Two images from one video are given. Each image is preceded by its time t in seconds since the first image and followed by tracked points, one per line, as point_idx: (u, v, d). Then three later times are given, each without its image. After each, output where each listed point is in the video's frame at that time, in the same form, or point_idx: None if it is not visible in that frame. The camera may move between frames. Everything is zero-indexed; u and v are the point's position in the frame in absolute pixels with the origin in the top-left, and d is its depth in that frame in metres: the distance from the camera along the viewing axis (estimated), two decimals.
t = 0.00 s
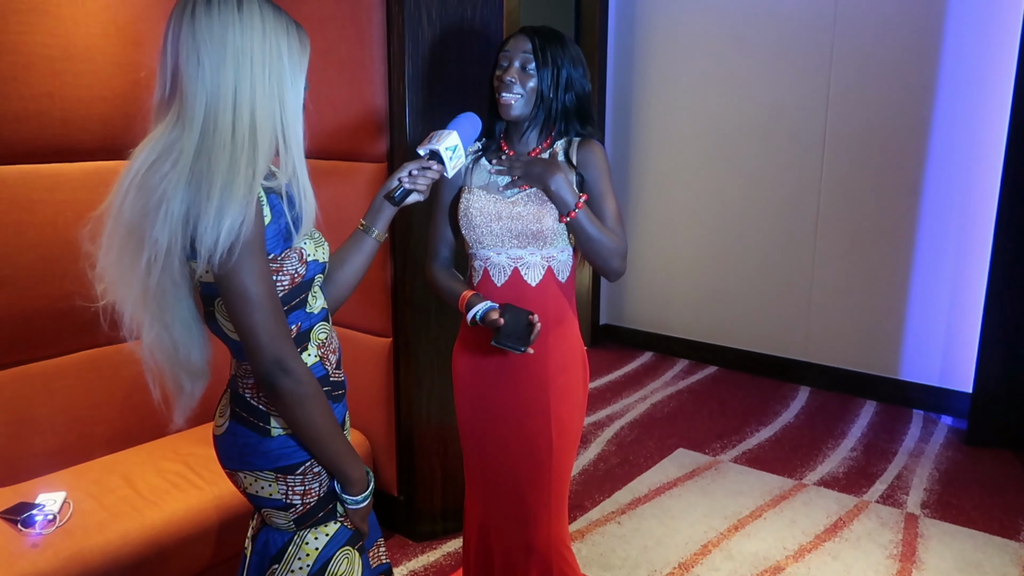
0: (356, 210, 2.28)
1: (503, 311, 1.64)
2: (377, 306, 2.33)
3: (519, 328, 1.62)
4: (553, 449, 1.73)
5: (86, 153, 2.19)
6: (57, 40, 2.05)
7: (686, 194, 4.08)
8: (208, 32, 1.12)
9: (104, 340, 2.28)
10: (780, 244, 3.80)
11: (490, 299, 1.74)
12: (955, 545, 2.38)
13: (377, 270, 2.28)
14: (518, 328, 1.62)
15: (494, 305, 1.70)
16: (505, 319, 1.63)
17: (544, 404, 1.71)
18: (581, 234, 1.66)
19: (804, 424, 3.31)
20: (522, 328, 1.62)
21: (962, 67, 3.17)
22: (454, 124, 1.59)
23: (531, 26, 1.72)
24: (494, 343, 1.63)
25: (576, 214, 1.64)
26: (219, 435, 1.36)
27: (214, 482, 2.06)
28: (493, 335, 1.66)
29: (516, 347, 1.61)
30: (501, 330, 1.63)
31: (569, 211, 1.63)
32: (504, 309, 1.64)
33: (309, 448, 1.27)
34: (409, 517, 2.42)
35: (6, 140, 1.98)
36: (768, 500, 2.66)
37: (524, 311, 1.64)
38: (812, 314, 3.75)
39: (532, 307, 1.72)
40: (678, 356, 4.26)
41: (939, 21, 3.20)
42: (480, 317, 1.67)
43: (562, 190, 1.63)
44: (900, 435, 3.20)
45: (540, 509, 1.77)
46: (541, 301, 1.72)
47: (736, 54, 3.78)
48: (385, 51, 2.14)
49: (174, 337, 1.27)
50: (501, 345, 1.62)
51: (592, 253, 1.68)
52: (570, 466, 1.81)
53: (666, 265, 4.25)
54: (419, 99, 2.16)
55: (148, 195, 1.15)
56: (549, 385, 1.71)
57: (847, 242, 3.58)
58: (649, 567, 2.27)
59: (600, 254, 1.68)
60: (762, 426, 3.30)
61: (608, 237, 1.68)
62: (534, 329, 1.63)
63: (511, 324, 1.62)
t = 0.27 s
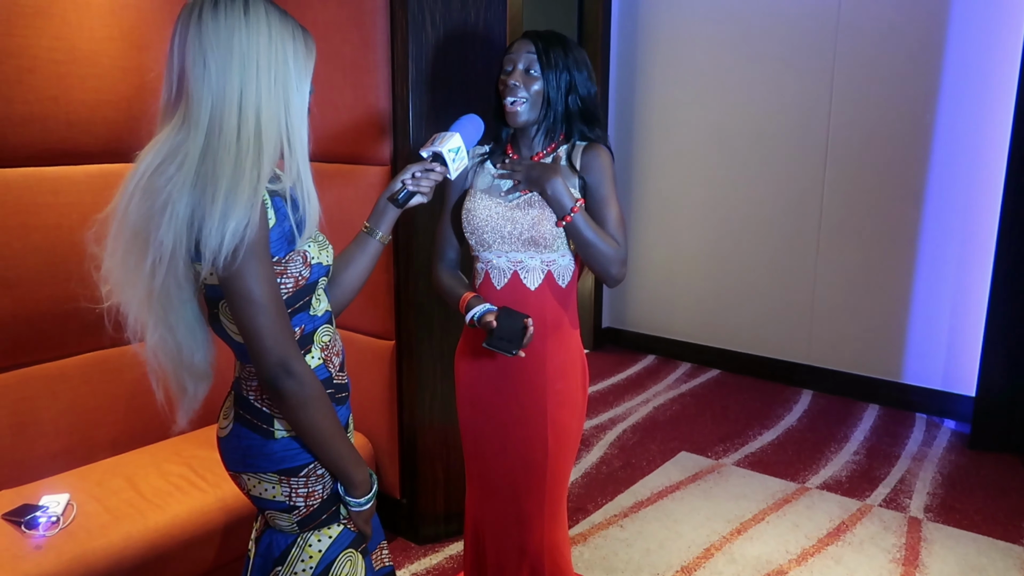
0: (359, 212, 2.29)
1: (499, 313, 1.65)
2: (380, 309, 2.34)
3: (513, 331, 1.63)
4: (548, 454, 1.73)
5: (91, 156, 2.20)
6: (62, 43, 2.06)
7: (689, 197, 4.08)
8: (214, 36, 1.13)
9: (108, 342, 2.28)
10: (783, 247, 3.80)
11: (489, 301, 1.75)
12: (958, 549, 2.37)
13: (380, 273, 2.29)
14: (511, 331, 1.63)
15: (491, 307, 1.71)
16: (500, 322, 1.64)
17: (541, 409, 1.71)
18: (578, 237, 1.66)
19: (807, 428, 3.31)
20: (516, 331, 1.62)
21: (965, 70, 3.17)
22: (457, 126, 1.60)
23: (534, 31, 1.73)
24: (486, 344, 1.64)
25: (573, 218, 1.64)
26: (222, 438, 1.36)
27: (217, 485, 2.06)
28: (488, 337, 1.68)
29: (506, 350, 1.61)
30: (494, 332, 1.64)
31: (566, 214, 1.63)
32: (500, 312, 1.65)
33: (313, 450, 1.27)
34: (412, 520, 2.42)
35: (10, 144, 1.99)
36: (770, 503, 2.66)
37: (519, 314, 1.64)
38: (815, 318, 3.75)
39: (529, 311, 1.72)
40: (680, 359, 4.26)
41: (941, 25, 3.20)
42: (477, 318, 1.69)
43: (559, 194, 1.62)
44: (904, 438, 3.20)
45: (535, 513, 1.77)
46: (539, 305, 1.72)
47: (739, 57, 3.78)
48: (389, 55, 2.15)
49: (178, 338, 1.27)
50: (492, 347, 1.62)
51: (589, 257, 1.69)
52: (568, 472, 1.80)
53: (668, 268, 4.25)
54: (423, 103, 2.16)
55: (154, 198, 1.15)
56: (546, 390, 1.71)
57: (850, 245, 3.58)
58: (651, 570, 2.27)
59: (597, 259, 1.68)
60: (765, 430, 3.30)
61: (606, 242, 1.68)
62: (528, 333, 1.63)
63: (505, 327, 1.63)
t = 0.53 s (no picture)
0: (364, 214, 2.30)
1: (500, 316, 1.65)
2: (384, 311, 2.34)
3: (513, 335, 1.62)
4: (548, 457, 1.73)
5: (97, 158, 2.21)
6: (69, 46, 2.07)
7: (692, 199, 4.09)
8: (220, 39, 1.14)
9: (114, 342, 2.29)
10: (787, 249, 3.79)
11: (494, 302, 1.76)
12: (963, 552, 2.37)
13: (384, 275, 2.29)
14: (511, 334, 1.63)
15: (495, 308, 1.71)
16: (500, 324, 1.63)
17: (542, 412, 1.71)
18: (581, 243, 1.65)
19: (811, 431, 3.31)
20: (515, 334, 1.62)
21: (969, 73, 3.17)
22: (462, 129, 1.60)
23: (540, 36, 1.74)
24: (484, 346, 1.63)
25: (578, 223, 1.63)
26: (227, 439, 1.37)
27: (221, 486, 2.07)
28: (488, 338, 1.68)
29: (504, 353, 1.61)
30: (493, 334, 1.63)
31: (570, 218, 1.63)
32: (501, 314, 1.65)
33: (317, 452, 1.27)
34: (415, 522, 2.43)
35: (16, 146, 2.00)
36: (774, 506, 2.66)
37: (520, 318, 1.64)
38: (819, 320, 3.75)
39: (531, 315, 1.72)
40: (683, 361, 4.26)
41: (946, 27, 3.20)
42: (480, 318, 1.70)
43: (567, 196, 1.63)
44: (908, 441, 3.19)
45: (533, 516, 1.77)
46: (542, 308, 1.72)
47: (743, 60, 3.79)
48: (394, 57, 2.16)
49: (183, 340, 1.28)
50: (490, 349, 1.62)
51: (592, 265, 1.67)
52: (568, 475, 1.80)
53: (672, 270, 4.25)
54: (428, 106, 2.17)
55: (159, 200, 1.16)
56: (547, 393, 1.71)
57: (854, 248, 3.58)
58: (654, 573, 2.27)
59: (600, 267, 1.67)
60: (769, 432, 3.30)
61: (610, 250, 1.67)
62: (527, 338, 1.63)
63: (505, 330, 1.63)
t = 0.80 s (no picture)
0: (368, 218, 2.30)
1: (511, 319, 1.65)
2: (388, 314, 2.35)
3: (524, 338, 1.63)
4: (555, 461, 1.73)
5: (102, 161, 2.21)
6: (74, 50, 2.08)
7: (696, 203, 4.09)
8: (225, 42, 1.14)
9: (119, 344, 2.29)
10: (790, 253, 3.79)
11: (502, 305, 1.76)
12: (968, 556, 2.36)
13: (388, 278, 2.30)
14: (522, 337, 1.63)
15: (503, 311, 1.71)
16: (510, 328, 1.63)
17: (549, 416, 1.72)
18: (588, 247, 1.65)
19: (815, 434, 3.30)
20: (526, 337, 1.63)
21: (973, 76, 3.17)
22: (469, 133, 1.62)
23: (552, 40, 1.75)
24: (496, 348, 1.63)
25: (586, 227, 1.63)
26: (232, 442, 1.37)
27: (225, 489, 2.07)
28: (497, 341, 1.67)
29: (516, 356, 1.62)
30: (505, 336, 1.63)
31: (580, 223, 1.63)
32: (511, 317, 1.65)
33: (321, 455, 1.27)
34: (419, 525, 2.43)
35: (21, 149, 2.00)
36: (778, 510, 2.65)
37: (531, 321, 1.64)
38: (822, 323, 3.74)
39: (540, 318, 1.73)
40: (687, 365, 4.26)
41: (949, 30, 3.20)
42: (488, 322, 1.70)
43: (576, 200, 1.63)
44: (912, 445, 3.18)
45: (540, 521, 1.77)
46: (551, 311, 1.72)
47: (746, 63, 3.79)
48: (398, 61, 2.16)
49: (187, 342, 1.28)
50: (502, 352, 1.62)
51: (599, 269, 1.68)
52: (575, 481, 1.80)
53: (675, 273, 4.25)
54: (432, 109, 2.18)
55: (163, 202, 1.16)
56: (554, 397, 1.71)
57: (858, 251, 3.58)
58: None
59: (607, 271, 1.67)
60: (773, 436, 3.29)
61: (618, 255, 1.67)
62: (538, 341, 1.64)
63: (516, 333, 1.63)
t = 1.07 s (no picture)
0: (372, 219, 2.31)
1: (521, 320, 1.65)
2: (391, 315, 2.35)
3: (534, 339, 1.63)
4: (563, 463, 1.73)
5: (107, 163, 2.22)
6: (79, 52, 2.08)
7: (699, 204, 4.09)
8: (231, 44, 1.15)
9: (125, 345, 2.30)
10: (794, 254, 3.79)
11: (509, 306, 1.76)
12: (972, 558, 2.35)
13: (392, 279, 2.30)
14: (532, 338, 1.63)
15: (511, 313, 1.71)
16: (521, 329, 1.63)
17: (557, 418, 1.72)
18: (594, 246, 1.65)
19: (819, 436, 3.29)
20: (536, 338, 1.63)
21: (977, 77, 3.17)
22: (474, 134, 1.61)
23: (561, 40, 1.75)
24: (507, 350, 1.63)
25: (595, 227, 1.64)
26: (236, 442, 1.37)
27: (228, 490, 2.07)
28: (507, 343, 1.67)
29: (529, 357, 1.62)
30: (516, 338, 1.63)
31: (588, 223, 1.63)
32: (521, 318, 1.65)
33: (325, 456, 1.28)
34: (423, 526, 2.42)
35: (27, 150, 2.01)
36: (782, 512, 2.65)
37: (540, 322, 1.64)
38: (826, 325, 3.74)
39: (547, 318, 1.73)
40: (690, 366, 4.25)
41: (954, 32, 3.19)
42: (497, 323, 1.68)
43: (584, 201, 1.63)
44: (917, 447, 3.17)
45: (548, 523, 1.77)
46: (558, 313, 1.73)
47: (750, 65, 3.79)
48: (402, 62, 2.17)
49: (192, 343, 1.28)
50: (514, 353, 1.62)
51: (605, 270, 1.68)
52: (583, 482, 1.80)
53: (678, 275, 4.25)
54: (436, 111, 2.18)
55: (169, 203, 1.16)
56: (562, 399, 1.72)
57: (862, 252, 3.57)
58: None
59: (613, 272, 1.67)
60: (777, 437, 3.29)
61: (624, 256, 1.67)
62: (549, 341, 1.64)
63: (527, 334, 1.63)
